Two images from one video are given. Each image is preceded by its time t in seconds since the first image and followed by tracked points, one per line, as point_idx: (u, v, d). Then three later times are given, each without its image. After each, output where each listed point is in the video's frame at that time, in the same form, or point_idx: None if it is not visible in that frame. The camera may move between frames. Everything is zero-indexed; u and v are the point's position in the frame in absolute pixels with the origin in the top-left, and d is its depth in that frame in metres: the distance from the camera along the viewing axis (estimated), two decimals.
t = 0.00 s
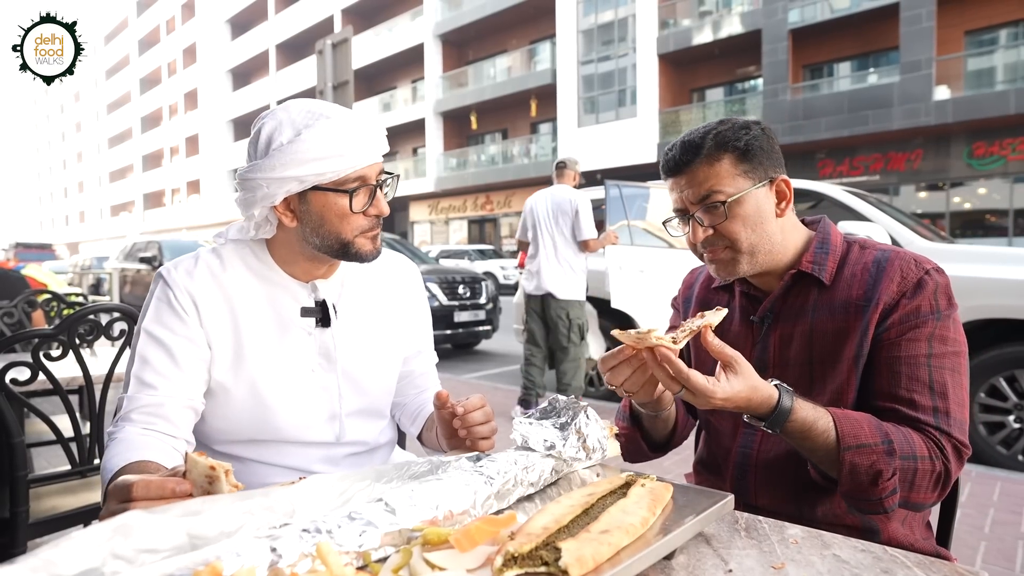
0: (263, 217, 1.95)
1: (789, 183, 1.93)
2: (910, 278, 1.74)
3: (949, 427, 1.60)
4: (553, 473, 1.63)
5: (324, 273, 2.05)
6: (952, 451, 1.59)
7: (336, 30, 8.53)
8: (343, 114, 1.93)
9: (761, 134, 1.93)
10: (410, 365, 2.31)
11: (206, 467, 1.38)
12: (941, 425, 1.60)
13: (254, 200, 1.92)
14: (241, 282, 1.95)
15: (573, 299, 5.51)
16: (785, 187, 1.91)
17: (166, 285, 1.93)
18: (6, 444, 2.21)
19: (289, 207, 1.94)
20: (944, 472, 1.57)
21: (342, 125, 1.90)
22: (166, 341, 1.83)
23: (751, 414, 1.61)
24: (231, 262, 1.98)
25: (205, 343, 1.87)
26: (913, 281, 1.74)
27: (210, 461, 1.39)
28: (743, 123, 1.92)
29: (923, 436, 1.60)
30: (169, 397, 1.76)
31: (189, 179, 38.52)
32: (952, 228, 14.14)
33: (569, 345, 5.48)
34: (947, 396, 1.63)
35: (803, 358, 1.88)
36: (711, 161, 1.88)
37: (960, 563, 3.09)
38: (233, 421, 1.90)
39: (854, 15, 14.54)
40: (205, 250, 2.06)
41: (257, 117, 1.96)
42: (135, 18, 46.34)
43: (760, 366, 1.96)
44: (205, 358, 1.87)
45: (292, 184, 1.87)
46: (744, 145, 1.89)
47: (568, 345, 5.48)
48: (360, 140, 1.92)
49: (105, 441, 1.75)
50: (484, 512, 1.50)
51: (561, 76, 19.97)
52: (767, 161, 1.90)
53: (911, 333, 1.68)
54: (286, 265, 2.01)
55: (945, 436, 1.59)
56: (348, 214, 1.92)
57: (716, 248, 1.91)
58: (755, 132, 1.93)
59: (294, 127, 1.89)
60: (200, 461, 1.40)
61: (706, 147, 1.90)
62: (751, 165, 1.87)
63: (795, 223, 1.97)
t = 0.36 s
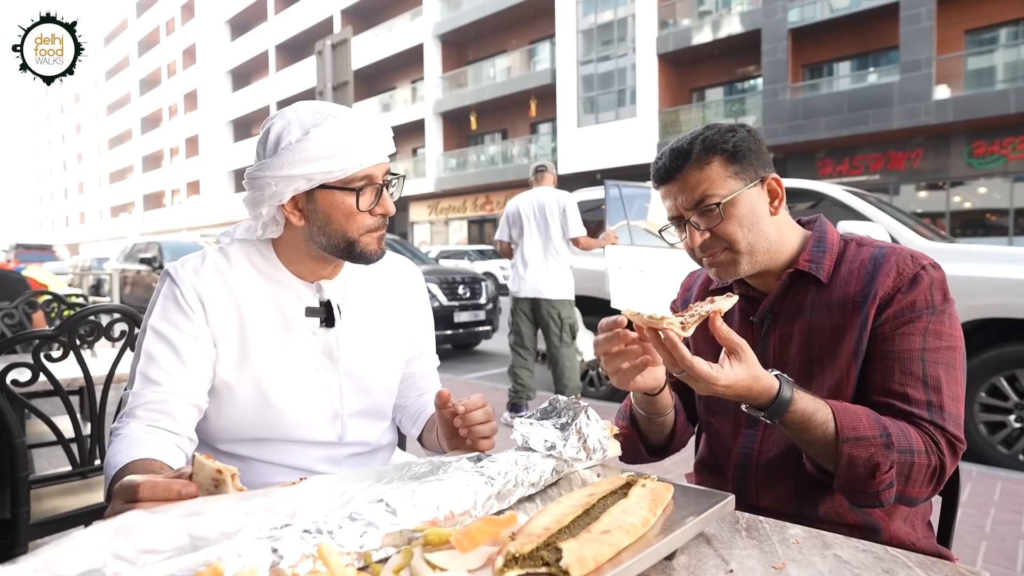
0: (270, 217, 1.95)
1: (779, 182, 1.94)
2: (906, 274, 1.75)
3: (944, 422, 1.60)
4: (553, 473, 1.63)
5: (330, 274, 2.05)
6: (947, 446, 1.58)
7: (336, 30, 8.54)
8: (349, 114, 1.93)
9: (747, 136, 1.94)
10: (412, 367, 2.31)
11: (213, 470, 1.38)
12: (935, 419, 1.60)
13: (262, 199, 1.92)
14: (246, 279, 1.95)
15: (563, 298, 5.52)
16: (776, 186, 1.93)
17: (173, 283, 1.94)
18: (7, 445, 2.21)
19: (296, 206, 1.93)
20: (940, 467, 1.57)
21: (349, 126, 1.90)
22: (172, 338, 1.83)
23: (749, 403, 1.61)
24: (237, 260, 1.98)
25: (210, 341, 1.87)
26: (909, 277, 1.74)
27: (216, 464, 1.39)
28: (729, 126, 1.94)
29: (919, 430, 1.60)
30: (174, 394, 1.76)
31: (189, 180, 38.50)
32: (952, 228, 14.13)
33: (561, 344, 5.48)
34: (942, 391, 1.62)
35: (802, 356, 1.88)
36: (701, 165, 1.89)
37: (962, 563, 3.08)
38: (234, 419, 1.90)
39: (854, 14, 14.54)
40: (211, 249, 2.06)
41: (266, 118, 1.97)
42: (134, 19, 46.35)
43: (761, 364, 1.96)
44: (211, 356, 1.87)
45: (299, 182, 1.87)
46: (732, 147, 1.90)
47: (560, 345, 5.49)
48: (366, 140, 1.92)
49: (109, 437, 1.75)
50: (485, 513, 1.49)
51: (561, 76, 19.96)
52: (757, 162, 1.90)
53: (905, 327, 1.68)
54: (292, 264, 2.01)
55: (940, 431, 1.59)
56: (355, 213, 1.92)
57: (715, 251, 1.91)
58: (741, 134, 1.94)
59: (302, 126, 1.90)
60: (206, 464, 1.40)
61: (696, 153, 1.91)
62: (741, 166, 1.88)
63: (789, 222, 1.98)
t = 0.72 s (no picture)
0: (271, 217, 1.95)
1: (773, 183, 1.91)
2: (903, 272, 1.75)
3: (945, 420, 1.60)
4: (555, 473, 1.63)
5: (332, 274, 2.05)
6: (948, 444, 1.58)
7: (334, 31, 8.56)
8: (347, 113, 1.93)
9: (748, 136, 1.95)
10: (413, 369, 2.31)
11: (215, 472, 1.37)
12: (936, 418, 1.60)
13: (262, 199, 1.93)
14: (247, 278, 1.95)
15: (557, 298, 5.53)
16: (767, 187, 1.90)
17: (175, 283, 1.94)
18: (8, 446, 2.22)
19: (296, 206, 1.94)
20: (942, 466, 1.57)
21: (347, 124, 1.90)
22: (174, 337, 1.82)
23: (756, 400, 1.61)
24: (238, 259, 1.99)
25: (212, 341, 1.87)
26: (908, 275, 1.74)
27: (219, 466, 1.38)
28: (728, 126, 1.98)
29: (921, 429, 1.60)
30: (177, 393, 1.76)
31: (189, 180, 38.52)
32: (952, 227, 14.14)
33: (557, 344, 5.50)
34: (941, 389, 1.62)
35: (801, 356, 1.87)
36: (690, 160, 1.95)
37: (962, 562, 3.09)
38: (236, 419, 1.90)
39: (854, 14, 14.55)
40: (212, 249, 2.06)
41: (264, 118, 1.97)
42: (134, 20, 46.34)
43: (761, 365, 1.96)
44: (213, 356, 1.87)
45: (298, 181, 1.88)
46: (724, 144, 1.93)
47: (556, 345, 5.51)
48: (364, 139, 1.92)
49: (111, 438, 1.74)
50: (485, 513, 1.50)
51: (561, 76, 19.96)
52: (749, 161, 1.91)
53: (904, 326, 1.68)
54: (294, 265, 2.01)
55: (941, 429, 1.60)
56: (353, 212, 1.92)
57: (696, 244, 1.96)
58: (741, 134, 1.96)
59: (299, 126, 1.90)
60: (209, 466, 1.39)
61: (688, 149, 1.97)
62: (729, 163, 1.90)
63: (788, 222, 1.97)
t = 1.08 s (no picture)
0: (272, 218, 1.96)
1: (789, 182, 1.90)
2: (910, 277, 1.74)
3: (945, 426, 1.60)
4: (554, 473, 1.63)
5: (333, 273, 2.05)
6: (947, 450, 1.59)
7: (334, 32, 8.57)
8: (351, 115, 1.93)
9: (772, 132, 1.95)
10: (414, 369, 2.31)
11: (216, 474, 1.38)
12: (935, 423, 1.60)
13: (263, 200, 1.93)
14: (247, 278, 1.96)
15: (556, 299, 5.54)
16: (782, 186, 1.89)
17: (176, 283, 1.94)
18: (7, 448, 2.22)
19: (296, 208, 1.94)
20: (939, 471, 1.57)
21: (349, 125, 1.91)
22: (175, 338, 1.83)
23: (758, 401, 1.61)
24: (239, 260, 1.99)
25: (213, 342, 1.87)
26: (913, 280, 1.74)
27: (220, 468, 1.39)
28: (753, 118, 1.97)
29: (921, 434, 1.60)
30: (178, 394, 1.76)
31: (189, 181, 38.52)
32: (951, 227, 14.16)
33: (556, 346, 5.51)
34: (942, 394, 1.62)
35: (803, 356, 1.88)
36: (708, 151, 1.96)
37: (961, 561, 3.09)
38: (237, 420, 1.90)
39: (853, 14, 14.56)
40: (214, 250, 2.06)
41: (268, 120, 1.98)
42: (133, 22, 46.35)
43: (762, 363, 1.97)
44: (213, 356, 1.87)
45: (299, 183, 1.88)
46: (745, 137, 1.93)
47: (554, 345, 5.52)
48: (367, 140, 1.93)
49: (111, 437, 1.75)
50: (485, 513, 1.50)
51: (560, 76, 19.97)
52: (767, 157, 1.90)
53: (908, 331, 1.68)
54: (295, 265, 2.01)
55: (940, 435, 1.60)
56: (354, 214, 1.92)
57: (704, 234, 1.98)
58: (765, 129, 1.96)
59: (302, 127, 1.90)
60: (210, 468, 1.39)
61: (708, 140, 1.98)
62: (746, 158, 1.90)
63: (800, 219, 1.96)
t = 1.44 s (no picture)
0: (274, 219, 1.94)
1: (810, 181, 1.87)
2: (926, 289, 1.73)
3: (942, 440, 1.60)
4: (552, 472, 1.64)
5: (330, 274, 2.06)
6: (942, 464, 1.59)
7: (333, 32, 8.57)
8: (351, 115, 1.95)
9: (806, 125, 1.90)
10: (411, 367, 2.32)
11: (212, 472, 1.38)
12: (933, 436, 1.60)
13: (266, 201, 1.91)
14: (246, 281, 1.96)
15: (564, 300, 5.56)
16: (802, 184, 1.87)
17: (171, 285, 1.93)
18: (5, 449, 2.23)
19: (302, 206, 1.94)
20: (931, 484, 1.58)
21: (349, 125, 1.92)
22: (172, 341, 1.82)
23: (750, 403, 1.61)
24: (237, 262, 1.99)
25: (210, 344, 1.88)
26: (929, 293, 1.72)
27: (216, 466, 1.39)
28: (792, 110, 1.92)
29: (915, 444, 1.60)
30: (175, 397, 1.76)
31: (187, 182, 38.50)
32: (949, 226, 14.17)
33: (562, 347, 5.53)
34: (944, 409, 1.62)
35: (807, 356, 1.89)
36: (734, 139, 1.96)
37: (959, 559, 3.10)
38: (233, 421, 1.90)
39: (851, 14, 14.58)
40: (209, 252, 2.06)
41: (266, 121, 1.96)
42: (132, 22, 46.32)
43: (767, 357, 1.97)
44: (211, 359, 1.87)
45: (307, 180, 1.88)
46: (775, 127, 1.91)
47: (558, 352, 5.50)
48: (365, 139, 1.94)
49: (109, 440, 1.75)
50: (482, 512, 1.50)
51: (558, 76, 19.98)
52: (793, 153, 1.88)
53: (916, 343, 1.68)
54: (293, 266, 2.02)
55: (936, 448, 1.60)
56: (362, 209, 1.95)
57: (719, 219, 2.03)
58: (800, 120, 1.91)
59: (305, 127, 1.90)
60: (207, 466, 1.39)
61: (737, 124, 1.98)
62: (769, 152, 1.89)
63: (823, 218, 1.94)
